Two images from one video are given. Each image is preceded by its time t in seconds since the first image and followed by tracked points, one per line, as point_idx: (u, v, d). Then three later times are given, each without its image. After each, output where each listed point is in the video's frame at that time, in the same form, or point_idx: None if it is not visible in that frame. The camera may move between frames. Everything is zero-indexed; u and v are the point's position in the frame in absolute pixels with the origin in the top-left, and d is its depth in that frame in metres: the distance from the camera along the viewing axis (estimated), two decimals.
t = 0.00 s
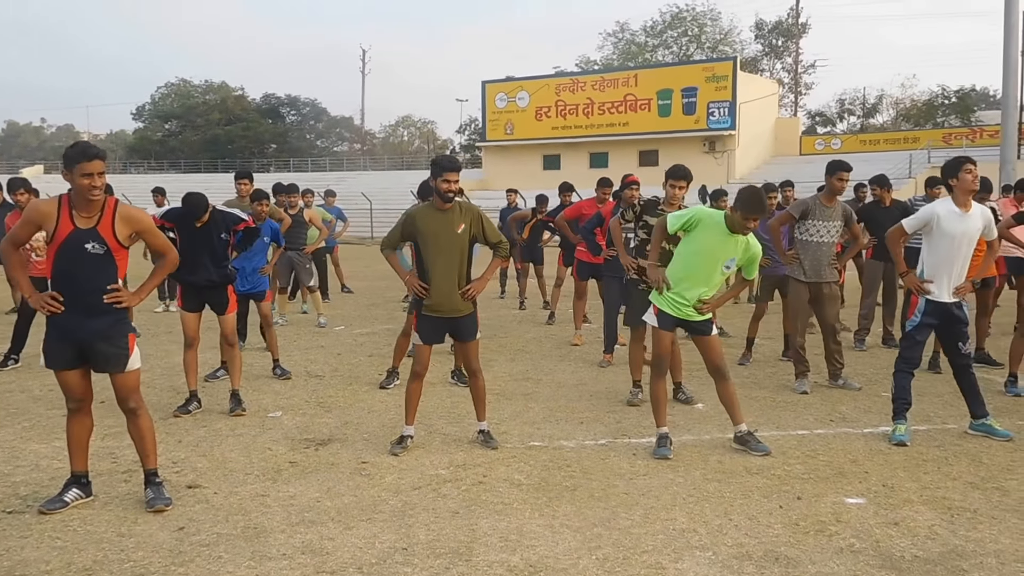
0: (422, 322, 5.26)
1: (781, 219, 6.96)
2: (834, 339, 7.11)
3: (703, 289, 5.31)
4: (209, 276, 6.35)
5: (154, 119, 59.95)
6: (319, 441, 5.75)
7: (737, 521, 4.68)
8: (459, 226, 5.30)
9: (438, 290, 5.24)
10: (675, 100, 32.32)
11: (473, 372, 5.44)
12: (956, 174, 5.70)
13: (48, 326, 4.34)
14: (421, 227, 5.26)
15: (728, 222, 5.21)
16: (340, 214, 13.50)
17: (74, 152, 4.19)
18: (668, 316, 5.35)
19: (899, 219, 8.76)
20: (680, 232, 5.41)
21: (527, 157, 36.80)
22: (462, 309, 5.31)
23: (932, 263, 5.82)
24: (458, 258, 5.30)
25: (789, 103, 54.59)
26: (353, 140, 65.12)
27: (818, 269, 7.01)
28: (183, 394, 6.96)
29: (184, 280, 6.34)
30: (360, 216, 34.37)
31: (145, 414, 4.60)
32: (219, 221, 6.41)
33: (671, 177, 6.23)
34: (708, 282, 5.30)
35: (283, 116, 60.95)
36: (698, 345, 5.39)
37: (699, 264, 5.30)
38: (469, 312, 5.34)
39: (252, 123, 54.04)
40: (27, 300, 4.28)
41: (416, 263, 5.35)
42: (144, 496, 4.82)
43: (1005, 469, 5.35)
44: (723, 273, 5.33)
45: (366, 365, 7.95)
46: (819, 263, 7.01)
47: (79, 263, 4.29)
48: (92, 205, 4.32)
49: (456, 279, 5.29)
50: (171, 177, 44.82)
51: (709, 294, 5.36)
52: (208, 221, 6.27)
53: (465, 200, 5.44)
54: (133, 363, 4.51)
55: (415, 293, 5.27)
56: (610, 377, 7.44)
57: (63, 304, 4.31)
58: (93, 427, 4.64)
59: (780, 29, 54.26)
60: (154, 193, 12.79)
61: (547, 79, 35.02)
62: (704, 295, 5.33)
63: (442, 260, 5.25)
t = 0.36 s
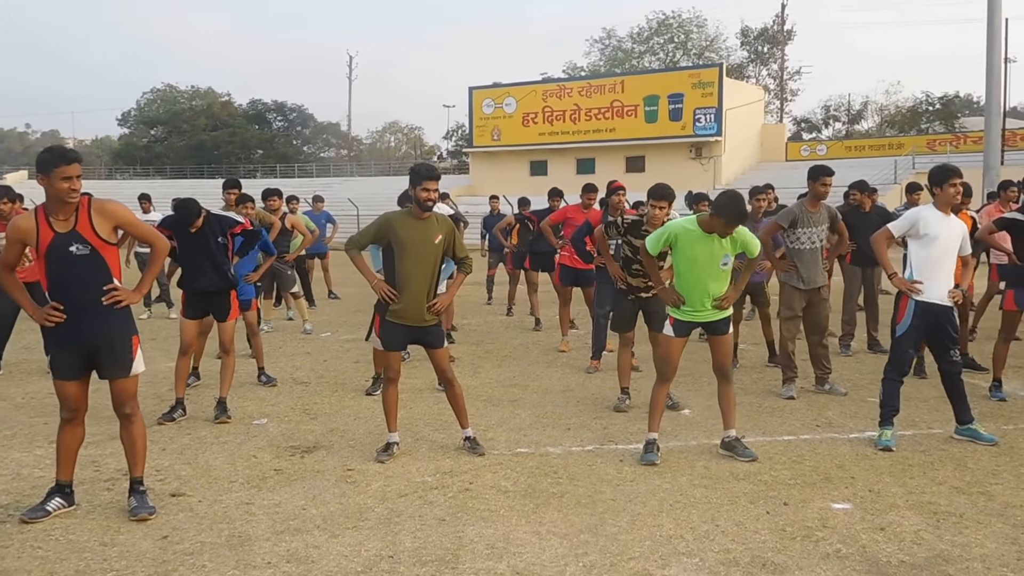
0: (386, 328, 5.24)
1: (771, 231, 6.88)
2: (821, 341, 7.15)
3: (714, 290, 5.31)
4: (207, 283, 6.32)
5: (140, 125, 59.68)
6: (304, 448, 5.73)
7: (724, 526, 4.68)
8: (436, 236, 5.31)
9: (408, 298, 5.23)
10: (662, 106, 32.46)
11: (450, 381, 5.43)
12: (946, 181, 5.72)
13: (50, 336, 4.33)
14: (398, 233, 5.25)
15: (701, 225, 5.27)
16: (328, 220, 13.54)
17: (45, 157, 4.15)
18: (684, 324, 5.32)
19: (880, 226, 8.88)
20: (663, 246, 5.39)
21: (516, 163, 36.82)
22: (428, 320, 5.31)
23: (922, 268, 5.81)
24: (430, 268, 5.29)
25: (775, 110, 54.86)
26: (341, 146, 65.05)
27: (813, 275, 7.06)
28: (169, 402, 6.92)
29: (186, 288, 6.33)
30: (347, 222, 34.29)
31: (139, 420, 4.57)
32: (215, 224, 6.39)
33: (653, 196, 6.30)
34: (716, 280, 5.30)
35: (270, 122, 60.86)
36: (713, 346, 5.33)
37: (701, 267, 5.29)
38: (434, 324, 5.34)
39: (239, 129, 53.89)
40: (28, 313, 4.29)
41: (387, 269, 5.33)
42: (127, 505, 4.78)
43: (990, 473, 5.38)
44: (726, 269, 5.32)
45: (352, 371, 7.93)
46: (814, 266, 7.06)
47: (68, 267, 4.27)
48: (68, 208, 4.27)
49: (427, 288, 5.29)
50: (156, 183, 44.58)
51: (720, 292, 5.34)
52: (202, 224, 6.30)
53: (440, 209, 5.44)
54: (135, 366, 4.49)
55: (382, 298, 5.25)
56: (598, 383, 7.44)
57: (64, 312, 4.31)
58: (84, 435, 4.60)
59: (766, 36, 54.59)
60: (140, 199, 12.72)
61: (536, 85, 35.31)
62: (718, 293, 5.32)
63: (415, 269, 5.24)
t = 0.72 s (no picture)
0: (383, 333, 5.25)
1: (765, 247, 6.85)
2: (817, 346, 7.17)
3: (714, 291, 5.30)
4: (200, 289, 6.22)
5: (124, 130, 59.33)
6: (289, 454, 5.70)
7: (710, 532, 4.68)
8: (426, 238, 5.29)
9: (404, 302, 5.21)
10: (647, 112, 32.58)
11: (441, 386, 5.46)
12: (920, 188, 5.79)
13: (29, 342, 4.30)
14: (389, 238, 5.24)
15: (672, 227, 5.36)
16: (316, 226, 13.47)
17: (34, 163, 4.15)
18: (695, 332, 5.26)
19: (860, 231, 8.88)
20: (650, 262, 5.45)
21: (503, 169, 36.84)
22: (425, 323, 5.28)
23: (918, 276, 5.82)
24: (423, 270, 5.28)
25: (760, 116, 55.13)
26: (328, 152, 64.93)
27: (818, 278, 7.08)
28: (153, 408, 6.87)
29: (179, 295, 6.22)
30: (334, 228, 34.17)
31: (120, 429, 4.51)
32: (205, 225, 6.40)
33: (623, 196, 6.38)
34: (713, 280, 5.30)
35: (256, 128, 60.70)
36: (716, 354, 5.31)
37: (694, 268, 5.30)
38: (431, 326, 5.31)
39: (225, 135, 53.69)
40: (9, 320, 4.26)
41: (383, 274, 5.33)
42: (110, 512, 4.74)
43: (975, 478, 5.40)
44: (712, 260, 5.31)
45: (338, 378, 7.89)
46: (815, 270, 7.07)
47: (50, 273, 4.24)
48: (56, 214, 4.26)
49: (421, 290, 5.27)
50: (140, 189, 44.29)
51: (722, 289, 5.33)
52: (193, 220, 6.33)
53: (434, 211, 5.42)
54: (111, 377, 4.42)
55: (379, 304, 5.23)
56: (585, 388, 7.43)
57: (42, 318, 4.27)
58: (67, 444, 4.56)
59: (751, 43, 54.91)
60: (126, 204, 12.65)
61: (518, 91, 35.20)
62: (719, 293, 5.30)
63: (408, 272, 5.23)
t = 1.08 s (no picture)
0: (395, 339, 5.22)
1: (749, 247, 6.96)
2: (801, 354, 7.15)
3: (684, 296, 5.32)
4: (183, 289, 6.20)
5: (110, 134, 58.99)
6: (275, 460, 5.69)
7: (697, 536, 4.69)
8: (423, 243, 5.29)
9: (413, 308, 5.20)
10: (634, 117, 32.69)
11: (439, 388, 5.42)
12: (907, 190, 5.83)
13: None
14: (387, 248, 5.23)
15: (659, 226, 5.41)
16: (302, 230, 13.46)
17: (26, 169, 4.15)
18: (659, 334, 5.26)
19: (846, 237, 8.96)
20: (628, 259, 5.45)
21: (490, 174, 36.86)
22: (436, 325, 5.29)
23: (901, 281, 5.85)
24: (426, 275, 5.28)
25: (746, 121, 55.39)
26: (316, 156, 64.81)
27: (799, 283, 7.08)
28: (139, 414, 6.83)
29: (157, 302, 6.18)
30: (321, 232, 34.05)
31: (96, 436, 4.48)
32: (190, 228, 6.37)
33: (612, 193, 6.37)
34: (683, 286, 5.33)
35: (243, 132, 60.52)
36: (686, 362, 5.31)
37: (669, 271, 5.32)
38: (442, 327, 5.33)
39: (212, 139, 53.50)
40: None
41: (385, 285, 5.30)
42: (94, 519, 4.72)
43: (959, 481, 5.44)
44: (690, 266, 5.36)
45: (324, 383, 7.88)
46: (797, 275, 7.09)
47: (28, 280, 4.22)
48: (44, 221, 4.28)
49: (428, 294, 5.27)
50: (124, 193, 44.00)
51: (692, 296, 5.36)
52: (181, 209, 6.26)
53: (430, 215, 5.43)
54: (78, 386, 4.37)
55: (387, 313, 5.21)
56: (572, 393, 7.44)
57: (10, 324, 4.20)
58: (44, 449, 4.54)
59: (737, 48, 55.15)
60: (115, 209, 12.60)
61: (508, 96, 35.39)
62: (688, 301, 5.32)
63: (411, 279, 5.23)
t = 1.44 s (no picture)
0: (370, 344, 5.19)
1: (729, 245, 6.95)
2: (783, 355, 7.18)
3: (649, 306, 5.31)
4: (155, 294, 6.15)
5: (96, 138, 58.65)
6: (259, 467, 5.65)
7: (684, 543, 4.67)
8: (403, 248, 5.25)
9: (388, 314, 5.18)
10: (622, 122, 32.74)
11: (422, 396, 5.36)
12: (906, 193, 5.79)
13: None
14: (365, 252, 5.22)
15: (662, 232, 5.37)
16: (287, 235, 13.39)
17: (16, 174, 4.11)
18: (614, 334, 5.33)
19: (836, 241, 8.97)
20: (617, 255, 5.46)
21: (478, 178, 36.83)
22: (412, 332, 5.25)
23: (879, 283, 5.87)
24: (405, 280, 5.25)
25: (734, 126, 55.53)
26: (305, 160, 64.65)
27: (767, 289, 7.08)
28: (122, 420, 6.78)
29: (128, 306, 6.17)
30: (309, 237, 33.91)
31: (76, 444, 4.43)
32: (167, 232, 6.36)
33: (610, 201, 6.38)
34: (651, 299, 5.32)
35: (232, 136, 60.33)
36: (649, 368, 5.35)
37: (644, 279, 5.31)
38: (419, 334, 5.29)
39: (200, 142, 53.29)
40: None
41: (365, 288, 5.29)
42: (76, 526, 4.68)
43: (946, 487, 5.44)
44: (667, 284, 5.35)
45: (309, 388, 7.84)
46: (768, 282, 7.09)
47: (7, 288, 4.17)
48: (30, 229, 4.24)
49: (407, 300, 5.25)
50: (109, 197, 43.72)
51: (657, 311, 5.35)
52: (166, 203, 6.19)
53: (411, 221, 5.42)
54: (56, 392, 4.36)
55: (364, 316, 5.18)
56: (559, 399, 7.42)
57: None
58: (21, 453, 4.54)
59: (726, 53, 55.29)
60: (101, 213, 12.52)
61: (493, 100, 35.29)
62: (651, 316, 5.30)
63: (389, 284, 5.21)
